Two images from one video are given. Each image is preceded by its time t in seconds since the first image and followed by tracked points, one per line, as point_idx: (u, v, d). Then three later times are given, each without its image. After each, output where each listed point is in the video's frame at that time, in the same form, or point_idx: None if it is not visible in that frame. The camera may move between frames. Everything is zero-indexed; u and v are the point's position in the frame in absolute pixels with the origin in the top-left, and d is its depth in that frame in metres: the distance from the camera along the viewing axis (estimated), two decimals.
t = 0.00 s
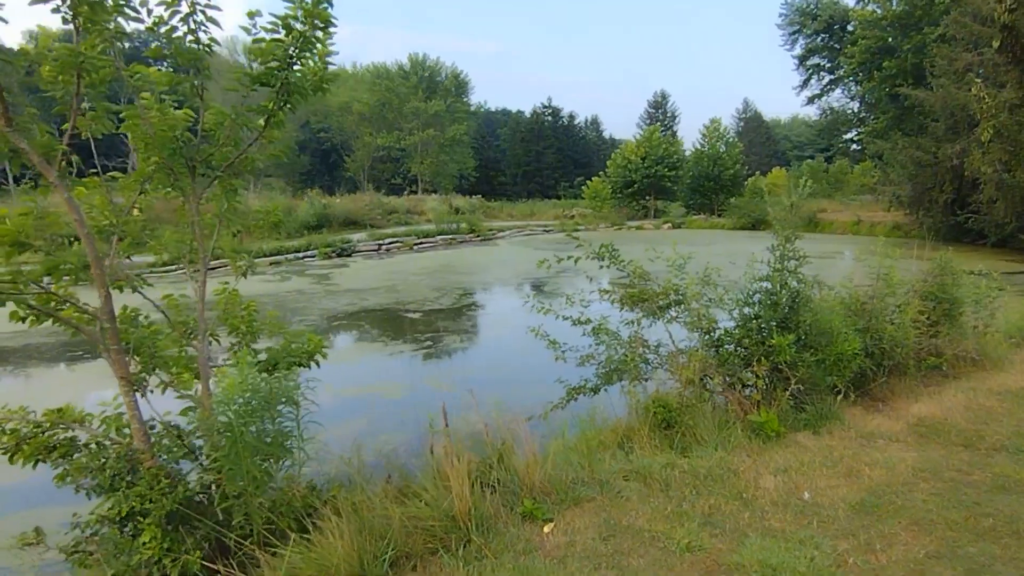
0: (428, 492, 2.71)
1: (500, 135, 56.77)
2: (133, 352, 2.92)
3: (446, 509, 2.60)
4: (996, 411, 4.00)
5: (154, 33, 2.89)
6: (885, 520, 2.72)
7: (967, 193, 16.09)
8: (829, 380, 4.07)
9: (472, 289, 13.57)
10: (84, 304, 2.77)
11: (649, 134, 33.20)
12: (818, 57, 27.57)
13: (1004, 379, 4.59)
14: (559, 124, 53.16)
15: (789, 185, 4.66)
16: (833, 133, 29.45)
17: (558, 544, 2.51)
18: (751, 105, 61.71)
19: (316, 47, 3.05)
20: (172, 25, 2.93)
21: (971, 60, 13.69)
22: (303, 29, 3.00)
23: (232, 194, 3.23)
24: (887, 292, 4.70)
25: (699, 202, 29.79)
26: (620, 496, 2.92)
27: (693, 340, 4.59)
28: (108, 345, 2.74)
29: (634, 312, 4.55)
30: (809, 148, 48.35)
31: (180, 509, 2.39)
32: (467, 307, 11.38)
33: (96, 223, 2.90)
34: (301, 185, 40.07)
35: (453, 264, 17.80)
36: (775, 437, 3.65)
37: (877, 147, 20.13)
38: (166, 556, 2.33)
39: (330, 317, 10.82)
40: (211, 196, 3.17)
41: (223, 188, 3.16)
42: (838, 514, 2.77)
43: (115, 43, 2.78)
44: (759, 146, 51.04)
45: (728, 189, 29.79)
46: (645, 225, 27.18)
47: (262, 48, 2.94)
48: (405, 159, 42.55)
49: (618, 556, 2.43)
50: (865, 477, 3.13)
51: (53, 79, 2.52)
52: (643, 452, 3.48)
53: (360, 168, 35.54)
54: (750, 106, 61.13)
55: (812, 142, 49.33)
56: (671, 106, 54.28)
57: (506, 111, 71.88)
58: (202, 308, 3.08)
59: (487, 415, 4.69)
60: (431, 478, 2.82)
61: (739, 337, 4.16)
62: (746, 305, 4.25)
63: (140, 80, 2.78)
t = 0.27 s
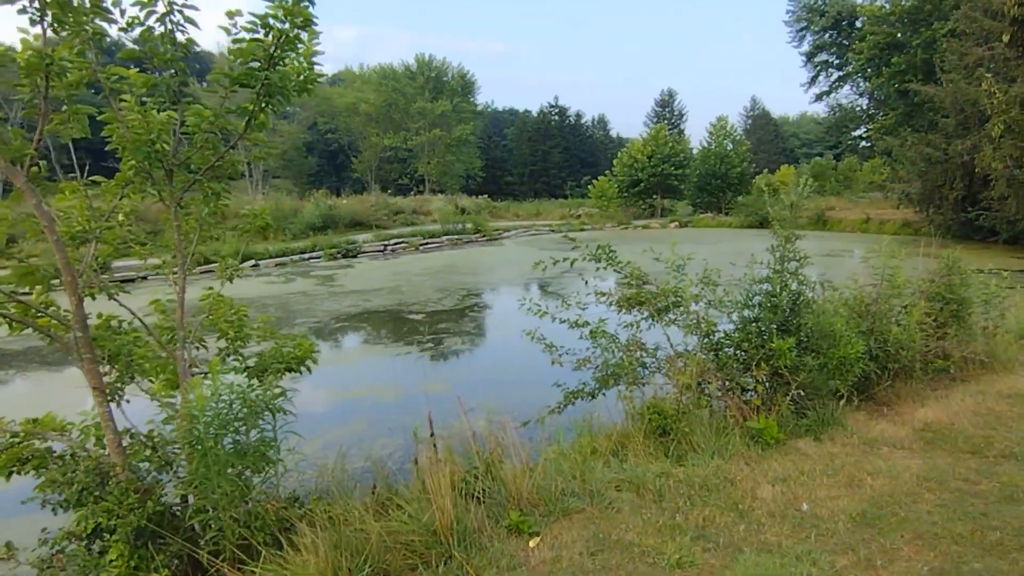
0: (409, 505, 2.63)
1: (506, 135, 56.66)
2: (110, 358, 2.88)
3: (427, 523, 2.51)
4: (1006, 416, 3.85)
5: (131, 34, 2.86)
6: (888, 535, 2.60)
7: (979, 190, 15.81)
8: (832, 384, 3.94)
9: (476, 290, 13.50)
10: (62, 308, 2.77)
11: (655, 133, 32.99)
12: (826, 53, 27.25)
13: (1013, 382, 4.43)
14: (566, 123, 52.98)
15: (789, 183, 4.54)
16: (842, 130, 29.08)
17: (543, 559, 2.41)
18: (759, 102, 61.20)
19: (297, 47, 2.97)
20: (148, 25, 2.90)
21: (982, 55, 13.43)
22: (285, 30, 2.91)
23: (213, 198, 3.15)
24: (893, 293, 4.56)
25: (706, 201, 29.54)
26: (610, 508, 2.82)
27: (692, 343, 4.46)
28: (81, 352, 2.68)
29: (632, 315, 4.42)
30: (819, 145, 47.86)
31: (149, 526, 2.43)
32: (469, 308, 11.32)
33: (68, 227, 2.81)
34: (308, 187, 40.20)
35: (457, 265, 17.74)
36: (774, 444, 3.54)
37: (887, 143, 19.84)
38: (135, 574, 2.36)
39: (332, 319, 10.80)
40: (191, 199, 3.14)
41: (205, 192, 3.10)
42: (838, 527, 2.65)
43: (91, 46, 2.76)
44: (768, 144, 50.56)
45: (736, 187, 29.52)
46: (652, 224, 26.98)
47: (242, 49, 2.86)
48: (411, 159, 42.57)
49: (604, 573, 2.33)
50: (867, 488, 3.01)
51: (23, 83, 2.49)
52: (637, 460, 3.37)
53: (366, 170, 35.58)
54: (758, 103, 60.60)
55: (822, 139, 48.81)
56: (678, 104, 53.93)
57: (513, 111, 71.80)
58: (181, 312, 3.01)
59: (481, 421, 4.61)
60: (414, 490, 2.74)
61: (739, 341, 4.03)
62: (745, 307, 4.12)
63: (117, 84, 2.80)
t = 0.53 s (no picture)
0: (388, 521, 2.53)
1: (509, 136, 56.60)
2: (84, 366, 2.76)
3: (405, 539, 2.41)
4: (1016, 424, 3.72)
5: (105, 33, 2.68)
6: (892, 552, 2.47)
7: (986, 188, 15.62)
8: (833, 391, 3.82)
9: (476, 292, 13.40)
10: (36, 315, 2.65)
11: (658, 133, 32.84)
12: (830, 51, 27.05)
13: (1023, 388, 4.30)
14: (569, 124, 52.88)
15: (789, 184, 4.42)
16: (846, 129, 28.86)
17: None
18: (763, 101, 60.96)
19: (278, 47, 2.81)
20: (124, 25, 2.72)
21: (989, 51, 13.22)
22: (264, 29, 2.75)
23: (196, 204, 3.00)
24: (897, 296, 4.43)
25: (709, 201, 29.36)
26: (599, 522, 2.72)
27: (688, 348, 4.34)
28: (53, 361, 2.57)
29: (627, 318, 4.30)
30: (823, 144, 47.62)
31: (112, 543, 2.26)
32: (469, 310, 11.22)
33: (41, 232, 2.71)
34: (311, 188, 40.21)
35: (458, 266, 17.66)
36: (773, 454, 3.41)
37: (893, 142, 19.64)
38: None
39: (330, 321, 10.72)
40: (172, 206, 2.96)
41: (184, 195, 2.93)
42: (838, 544, 2.53)
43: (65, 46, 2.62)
44: (772, 143, 50.33)
45: (740, 187, 29.34)
46: (655, 224, 26.83)
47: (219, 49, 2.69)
48: (414, 161, 42.54)
49: None
50: (870, 501, 2.88)
51: None
52: (629, 471, 3.26)
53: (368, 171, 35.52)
54: (762, 102, 60.31)
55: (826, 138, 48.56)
56: (681, 103, 53.76)
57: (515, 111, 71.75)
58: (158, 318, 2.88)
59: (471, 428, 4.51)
60: (393, 504, 2.65)
61: (736, 346, 3.92)
62: (743, 312, 3.99)
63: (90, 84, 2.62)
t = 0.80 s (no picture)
0: (356, 538, 2.44)
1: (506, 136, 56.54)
2: (49, 375, 2.61)
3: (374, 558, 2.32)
4: (1010, 433, 3.64)
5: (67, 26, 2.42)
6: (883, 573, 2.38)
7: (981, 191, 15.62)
8: (824, 399, 3.73)
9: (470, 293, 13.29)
10: None
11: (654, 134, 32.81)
12: (827, 53, 27.04)
13: (1019, 396, 4.21)
14: (565, 125, 52.86)
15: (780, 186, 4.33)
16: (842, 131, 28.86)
17: None
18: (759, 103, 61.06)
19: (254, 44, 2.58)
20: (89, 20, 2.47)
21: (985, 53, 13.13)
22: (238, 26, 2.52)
23: (171, 211, 2.73)
24: (891, 302, 4.34)
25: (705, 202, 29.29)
26: (579, 537, 2.62)
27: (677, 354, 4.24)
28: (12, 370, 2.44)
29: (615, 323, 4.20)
30: (819, 146, 47.70)
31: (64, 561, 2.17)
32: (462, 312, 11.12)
33: None
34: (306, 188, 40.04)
35: (452, 267, 17.55)
36: (761, 465, 3.32)
37: (888, 144, 19.61)
38: None
39: (321, 323, 10.60)
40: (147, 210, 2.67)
41: (156, 198, 2.61)
42: (827, 563, 2.44)
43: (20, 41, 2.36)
44: (769, 145, 50.38)
45: (736, 188, 29.30)
46: (651, 226, 26.77)
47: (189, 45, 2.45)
48: (410, 161, 42.44)
49: None
50: (859, 516, 2.79)
51: None
52: (611, 482, 3.16)
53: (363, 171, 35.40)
54: (758, 103, 60.43)
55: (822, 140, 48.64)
56: (678, 105, 53.78)
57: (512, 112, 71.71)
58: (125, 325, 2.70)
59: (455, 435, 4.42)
60: (365, 520, 2.55)
61: (725, 353, 3.82)
62: (733, 318, 3.89)
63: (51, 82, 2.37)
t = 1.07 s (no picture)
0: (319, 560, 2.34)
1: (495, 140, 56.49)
2: None
3: None
4: (987, 444, 3.62)
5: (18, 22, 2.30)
6: None
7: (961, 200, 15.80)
8: (805, 411, 3.68)
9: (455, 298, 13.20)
10: None
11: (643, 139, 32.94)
12: (812, 62, 27.32)
13: (997, 406, 4.22)
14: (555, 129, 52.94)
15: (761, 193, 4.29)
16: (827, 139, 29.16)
17: None
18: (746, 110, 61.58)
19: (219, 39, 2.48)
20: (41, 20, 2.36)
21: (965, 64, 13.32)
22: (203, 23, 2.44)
23: (122, 204, 2.64)
24: (871, 312, 4.33)
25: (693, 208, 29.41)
26: (551, 556, 2.54)
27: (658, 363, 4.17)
28: None
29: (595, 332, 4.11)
30: (805, 154, 48.18)
31: None
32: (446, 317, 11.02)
33: None
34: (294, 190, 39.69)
35: (438, 271, 17.45)
36: (740, 479, 3.26)
37: (872, 153, 19.81)
38: None
39: (303, 326, 10.45)
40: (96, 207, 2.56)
41: (108, 199, 2.52)
42: None
43: None
44: (755, 152, 50.79)
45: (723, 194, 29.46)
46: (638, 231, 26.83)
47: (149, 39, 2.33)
48: (399, 163, 42.24)
49: None
50: (837, 531, 2.74)
51: None
52: (587, 497, 3.08)
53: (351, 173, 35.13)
54: (745, 111, 60.96)
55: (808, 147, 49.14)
56: (666, 111, 54.10)
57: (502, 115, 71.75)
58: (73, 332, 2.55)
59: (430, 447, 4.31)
60: (328, 541, 2.45)
61: (705, 363, 3.76)
62: (713, 327, 3.83)
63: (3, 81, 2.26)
